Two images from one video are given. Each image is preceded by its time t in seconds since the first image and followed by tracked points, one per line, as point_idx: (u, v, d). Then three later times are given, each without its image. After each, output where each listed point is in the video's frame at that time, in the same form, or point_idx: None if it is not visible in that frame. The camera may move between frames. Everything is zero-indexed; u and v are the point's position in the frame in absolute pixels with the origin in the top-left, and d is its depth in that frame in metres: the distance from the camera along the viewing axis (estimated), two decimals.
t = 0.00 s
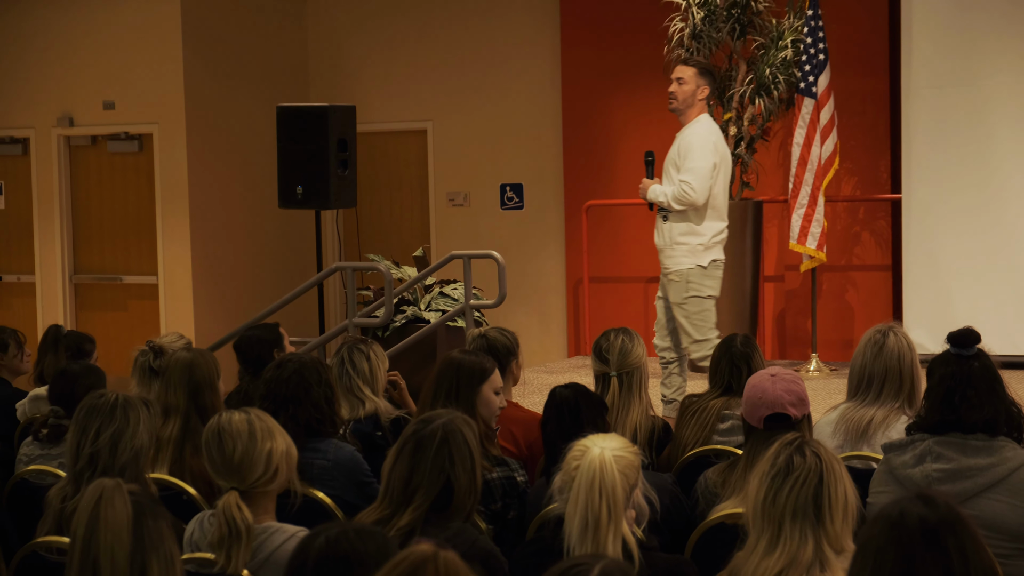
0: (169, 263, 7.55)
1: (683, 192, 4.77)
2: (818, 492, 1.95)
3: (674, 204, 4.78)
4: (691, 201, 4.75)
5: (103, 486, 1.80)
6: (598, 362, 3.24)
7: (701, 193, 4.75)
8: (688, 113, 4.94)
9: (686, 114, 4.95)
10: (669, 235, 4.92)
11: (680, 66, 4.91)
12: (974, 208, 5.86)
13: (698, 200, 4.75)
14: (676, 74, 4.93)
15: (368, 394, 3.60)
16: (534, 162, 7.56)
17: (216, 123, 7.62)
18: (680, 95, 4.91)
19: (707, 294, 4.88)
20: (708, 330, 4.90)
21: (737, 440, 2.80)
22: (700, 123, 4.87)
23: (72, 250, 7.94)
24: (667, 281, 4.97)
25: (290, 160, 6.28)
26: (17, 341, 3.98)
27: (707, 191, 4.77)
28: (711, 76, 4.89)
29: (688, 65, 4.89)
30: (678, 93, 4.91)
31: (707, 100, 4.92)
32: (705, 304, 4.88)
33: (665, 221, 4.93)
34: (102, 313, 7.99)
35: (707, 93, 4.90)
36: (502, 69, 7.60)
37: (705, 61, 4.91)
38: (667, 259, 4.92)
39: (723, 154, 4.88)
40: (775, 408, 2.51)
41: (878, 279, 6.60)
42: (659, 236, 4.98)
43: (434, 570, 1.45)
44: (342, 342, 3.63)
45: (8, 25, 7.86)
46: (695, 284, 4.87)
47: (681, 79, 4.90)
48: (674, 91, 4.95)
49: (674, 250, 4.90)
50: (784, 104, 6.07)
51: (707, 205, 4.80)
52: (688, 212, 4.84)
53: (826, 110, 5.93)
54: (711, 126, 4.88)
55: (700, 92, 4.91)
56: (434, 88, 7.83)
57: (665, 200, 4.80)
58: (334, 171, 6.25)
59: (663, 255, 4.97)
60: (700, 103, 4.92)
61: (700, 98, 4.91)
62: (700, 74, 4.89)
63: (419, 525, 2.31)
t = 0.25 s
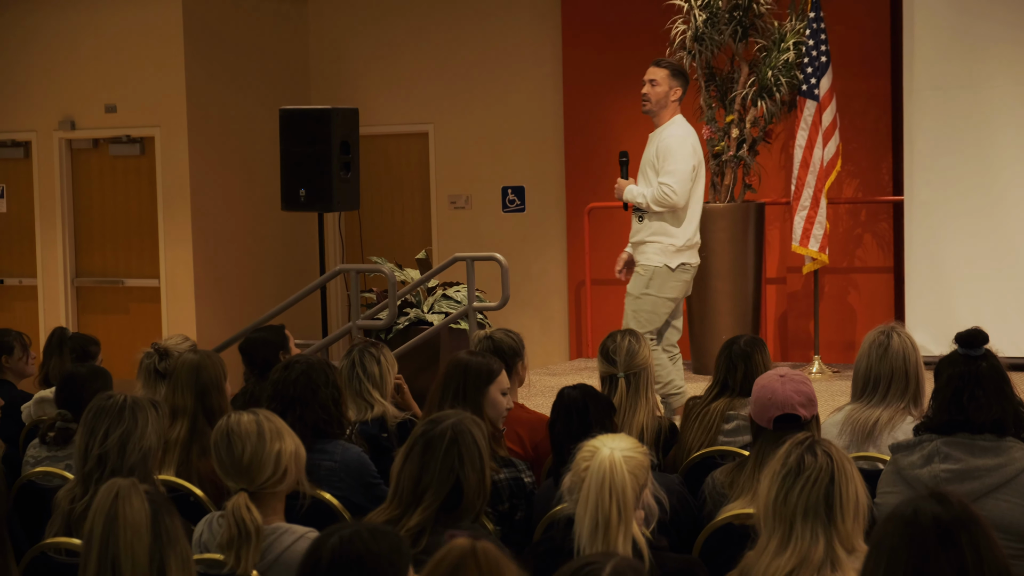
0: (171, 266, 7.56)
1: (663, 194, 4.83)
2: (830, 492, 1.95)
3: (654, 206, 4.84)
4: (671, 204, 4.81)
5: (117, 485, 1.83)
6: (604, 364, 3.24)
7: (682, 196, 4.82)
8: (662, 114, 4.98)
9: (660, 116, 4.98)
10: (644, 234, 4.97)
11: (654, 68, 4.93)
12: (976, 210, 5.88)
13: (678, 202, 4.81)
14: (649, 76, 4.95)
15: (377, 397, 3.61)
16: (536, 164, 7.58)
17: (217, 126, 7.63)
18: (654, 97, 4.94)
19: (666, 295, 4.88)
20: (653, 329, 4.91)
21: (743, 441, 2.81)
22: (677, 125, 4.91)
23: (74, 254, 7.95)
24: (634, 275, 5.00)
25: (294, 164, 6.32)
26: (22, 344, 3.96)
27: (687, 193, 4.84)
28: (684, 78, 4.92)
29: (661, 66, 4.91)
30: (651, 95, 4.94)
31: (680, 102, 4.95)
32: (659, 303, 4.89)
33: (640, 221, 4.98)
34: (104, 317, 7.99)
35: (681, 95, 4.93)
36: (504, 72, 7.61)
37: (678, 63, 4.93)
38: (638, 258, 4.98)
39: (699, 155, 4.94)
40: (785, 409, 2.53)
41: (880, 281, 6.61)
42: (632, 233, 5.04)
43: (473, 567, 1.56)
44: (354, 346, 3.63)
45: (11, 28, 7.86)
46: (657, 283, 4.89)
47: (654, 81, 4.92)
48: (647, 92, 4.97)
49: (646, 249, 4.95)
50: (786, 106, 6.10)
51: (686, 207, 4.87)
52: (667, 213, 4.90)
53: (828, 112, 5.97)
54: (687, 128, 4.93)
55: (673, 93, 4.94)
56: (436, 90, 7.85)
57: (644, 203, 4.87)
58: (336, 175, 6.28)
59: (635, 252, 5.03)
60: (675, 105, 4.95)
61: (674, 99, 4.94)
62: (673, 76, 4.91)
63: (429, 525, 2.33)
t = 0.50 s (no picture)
0: (173, 268, 7.56)
1: (650, 200, 4.80)
2: (840, 493, 1.95)
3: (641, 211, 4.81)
4: (660, 209, 4.79)
5: (128, 485, 1.83)
6: (611, 365, 3.26)
7: (670, 200, 4.80)
8: (641, 119, 4.97)
9: (640, 121, 4.97)
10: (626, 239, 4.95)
11: (633, 72, 4.92)
12: (979, 212, 5.88)
13: (667, 206, 4.80)
14: (628, 80, 4.94)
15: (384, 399, 3.66)
16: (539, 166, 7.60)
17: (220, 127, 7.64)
18: (632, 101, 4.93)
19: (644, 299, 4.88)
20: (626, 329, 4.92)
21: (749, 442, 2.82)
22: (659, 130, 4.91)
23: (76, 255, 7.95)
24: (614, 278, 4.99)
25: (297, 164, 6.35)
26: (27, 345, 3.96)
27: (676, 197, 4.83)
28: (663, 82, 4.92)
29: (640, 70, 4.90)
30: (630, 99, 4.92)
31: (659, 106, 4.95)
32: (636, 308, 4.90)
33: (621, 226, 4.96)
34: (106, 318, 7.99)
35: (660, 99, 4.93)
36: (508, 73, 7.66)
37: (657, 68, 4.93)
38: (616, 262, 4.98)
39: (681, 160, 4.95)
40: (793, 409, 2.53)
41: (883, 283, 6.62)
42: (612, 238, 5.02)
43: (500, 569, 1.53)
44: (364, 347, 3.68)
45: (13, 30, 7.86)
46: (637, 288, 4.89)
47: (633, 86, 4.91)
48: (626, 97, 4.96)
49: (624, 253, 4.95)
50: (789, 108, 6.11)
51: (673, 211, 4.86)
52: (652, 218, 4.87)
53: (831, 114, 6.00)
54: (667, 133, 4.93)
55: (652, 98, 4.93)
56: (439, 92, 7.88)
57: (631, 208, 4.83)
58: (339, 176, 6.31)
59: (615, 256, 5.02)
60: (654, 109, 4.94)
61: (653, 103, 4.93)
62: (651, 80, 4.91)
63: (439, 524, 2.37)
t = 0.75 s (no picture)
0: (177, 269, 7.57)
1: (628, 202, 4.80)
2: (849, 492, 1.95)
3: (617, 213, 4.80)
4: (637, 212, 4.80)
5: (139, 486, 1.81)
6: (624, 362, 3.33)
7: (648, 203, 4.81)
8: (617, 123, 4.98)
9: (615, 125, 4.99)
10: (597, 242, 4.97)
11: (611, 76, 4.93)
12: (984, 214, 5.88)
13: (645, 210, 4.80)
14: (606, 84, 4.95)
15: (392, 400, 3.71)
16: (543, 167, 7.61)
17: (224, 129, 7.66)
18: (610, 105, 4.93)
19: (617, 304, 4.95)
20: (607, 337, 5.00)
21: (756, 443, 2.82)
22: (635, 134, 4.93)
23: (81, 257, 7.96)
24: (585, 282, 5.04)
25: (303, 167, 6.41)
26: (33, 347, 3.95)
27: (653, 201, 4.84)
28: (641, 87, 4.93)
29: (618, 74, 4.91)
30: (608, 103, 4.93)
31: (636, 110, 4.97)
32: (608, 313, 4.96)
33: (592, 229, 4.98)
34: (111, 320, 8.00)
35: (637, 104, 4.95)
36: (512, 77, 7.68)
37: (635, 72, 4.95)
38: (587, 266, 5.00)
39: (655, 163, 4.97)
40: (800, 410, 2.53)
41: (887, 283, 6.62)
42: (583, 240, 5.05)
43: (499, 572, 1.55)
44: (371, 348, 3.72)
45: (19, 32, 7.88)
46: (607, 293, 4.94)
47: (612, 89, 4.92)
48: (603, 101, 4.97)
49: (596, 257, 4.96)
50: (793, 109, 6.12)
51: (648, 215, 4.87)
52: (626, 221, 4.88)
53: (835, 115, 6.02)
54: (642, 136, 4.95)
55: (629, 102, 4.94)
56: (445, 94, 7.89)
57: (608, 210, 4.80)
58: (344, 178, 6.38)
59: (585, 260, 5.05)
60: (630, 114, 4.96)
61: (630, 108, 4.95)
62: (629, 85, 4.92)
63: (449, 524, 2.37)
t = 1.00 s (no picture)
0: (187, 271, 7.59)
1: (605, 202, 4.83)
2: (861, 493, 1.96)
3: (593, 213, 4.83)
4: (614, 211, 4.83)
5: (154, 488, 1.81)
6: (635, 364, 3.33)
7: (625, 203, 4.85)
8: (597, 125, 5.00)
9: (595, 127, 5.01)
10: (575, 243, 4.99)
11: (594, 78, 4.95)
12: (994, 217, 5.88)
13: (622, 209, 4.84)
14: (588, 85, 4.96)
15: (403, 403, 3.80)
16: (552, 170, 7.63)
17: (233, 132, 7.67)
18: (592, 106, 4.95)
19: (601, 306, 4.97)
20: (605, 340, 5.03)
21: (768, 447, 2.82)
22: (616, 136, 4.96)
23: (90, 260, 7.98)
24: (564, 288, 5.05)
25: (314, 169, 6.48)
26: (44, 350, 3.95)
27: (631, 202, 4.88)
28: (624, 90, 4.97)
29: (601, 76, 4.93)
30: (590, 105, 4.95)
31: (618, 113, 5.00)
32: (591, 316, 4.98)
33: (572, 230, 4.99)
34: (120, 322, 8.02)
35: (620, 107, 4.98)
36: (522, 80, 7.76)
37: (618, 75, 4.98)
38: (568, 268, 5.02)
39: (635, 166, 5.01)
40: (811, 411, 2.53)
41: (897, 286, 6.61)
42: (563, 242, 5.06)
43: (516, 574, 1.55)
44: (386, 351, 3.82)
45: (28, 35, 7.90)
46: (590, 295, 4.96)
47: (595, 91, 4.93)
48: (585, 102, 4.98)
49: (576, 259, 4.98)
50: (803, 111, 6.13)
51: (628, 216, 4.91)
52: (602, 221, 4.91)
53: (845, 117, 6.03)
54: (623, 139, 4.98)
55: (611, 104, 4.96)
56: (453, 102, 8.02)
57: (584, 209, 4.84)
58: (354, 181, 6.47)
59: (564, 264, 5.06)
60: (612, 116, 4.99)
61: (613, 111, 4.97)
62: (612, 87, 4.95)
63: (462, 526, 2.38)
